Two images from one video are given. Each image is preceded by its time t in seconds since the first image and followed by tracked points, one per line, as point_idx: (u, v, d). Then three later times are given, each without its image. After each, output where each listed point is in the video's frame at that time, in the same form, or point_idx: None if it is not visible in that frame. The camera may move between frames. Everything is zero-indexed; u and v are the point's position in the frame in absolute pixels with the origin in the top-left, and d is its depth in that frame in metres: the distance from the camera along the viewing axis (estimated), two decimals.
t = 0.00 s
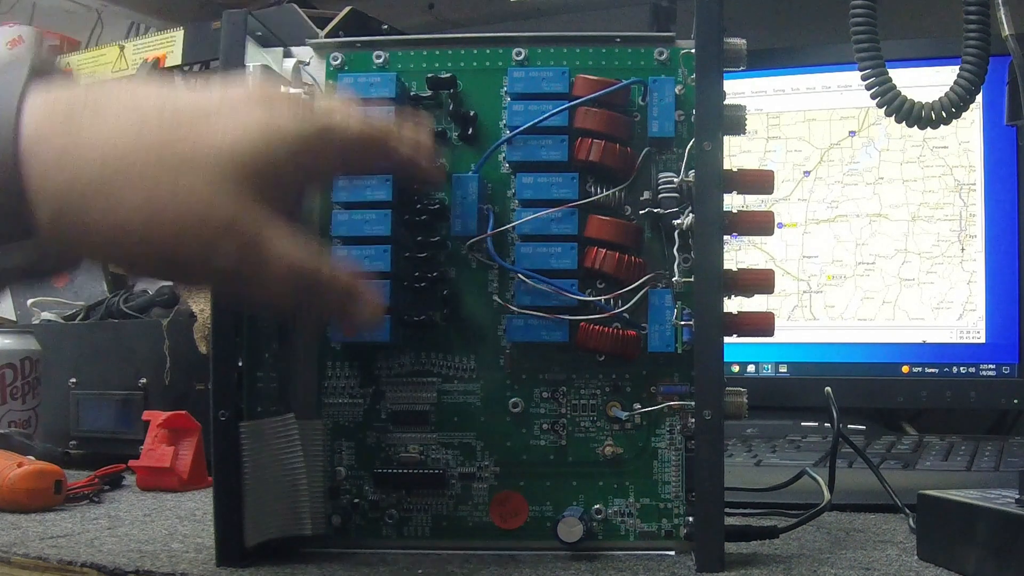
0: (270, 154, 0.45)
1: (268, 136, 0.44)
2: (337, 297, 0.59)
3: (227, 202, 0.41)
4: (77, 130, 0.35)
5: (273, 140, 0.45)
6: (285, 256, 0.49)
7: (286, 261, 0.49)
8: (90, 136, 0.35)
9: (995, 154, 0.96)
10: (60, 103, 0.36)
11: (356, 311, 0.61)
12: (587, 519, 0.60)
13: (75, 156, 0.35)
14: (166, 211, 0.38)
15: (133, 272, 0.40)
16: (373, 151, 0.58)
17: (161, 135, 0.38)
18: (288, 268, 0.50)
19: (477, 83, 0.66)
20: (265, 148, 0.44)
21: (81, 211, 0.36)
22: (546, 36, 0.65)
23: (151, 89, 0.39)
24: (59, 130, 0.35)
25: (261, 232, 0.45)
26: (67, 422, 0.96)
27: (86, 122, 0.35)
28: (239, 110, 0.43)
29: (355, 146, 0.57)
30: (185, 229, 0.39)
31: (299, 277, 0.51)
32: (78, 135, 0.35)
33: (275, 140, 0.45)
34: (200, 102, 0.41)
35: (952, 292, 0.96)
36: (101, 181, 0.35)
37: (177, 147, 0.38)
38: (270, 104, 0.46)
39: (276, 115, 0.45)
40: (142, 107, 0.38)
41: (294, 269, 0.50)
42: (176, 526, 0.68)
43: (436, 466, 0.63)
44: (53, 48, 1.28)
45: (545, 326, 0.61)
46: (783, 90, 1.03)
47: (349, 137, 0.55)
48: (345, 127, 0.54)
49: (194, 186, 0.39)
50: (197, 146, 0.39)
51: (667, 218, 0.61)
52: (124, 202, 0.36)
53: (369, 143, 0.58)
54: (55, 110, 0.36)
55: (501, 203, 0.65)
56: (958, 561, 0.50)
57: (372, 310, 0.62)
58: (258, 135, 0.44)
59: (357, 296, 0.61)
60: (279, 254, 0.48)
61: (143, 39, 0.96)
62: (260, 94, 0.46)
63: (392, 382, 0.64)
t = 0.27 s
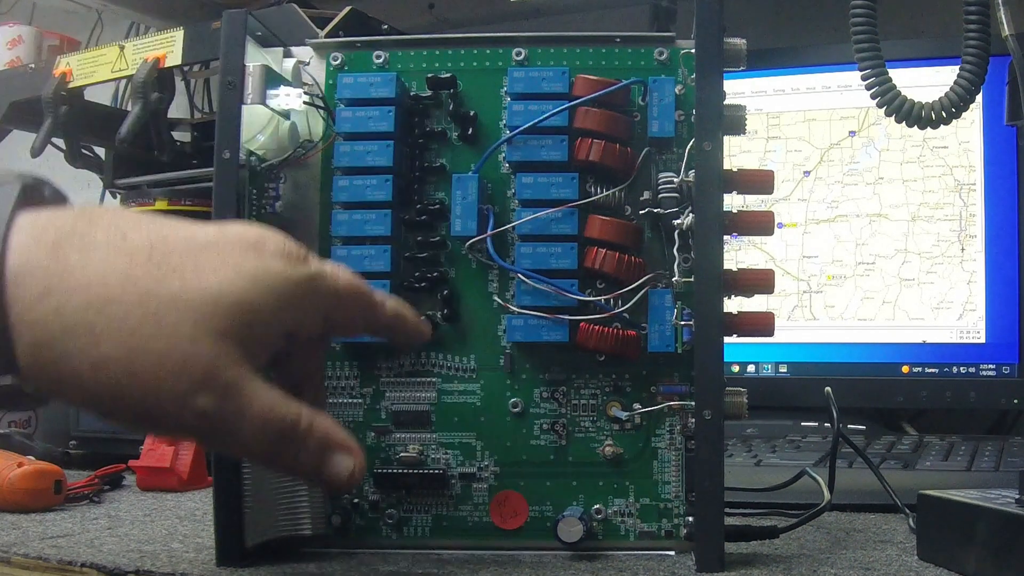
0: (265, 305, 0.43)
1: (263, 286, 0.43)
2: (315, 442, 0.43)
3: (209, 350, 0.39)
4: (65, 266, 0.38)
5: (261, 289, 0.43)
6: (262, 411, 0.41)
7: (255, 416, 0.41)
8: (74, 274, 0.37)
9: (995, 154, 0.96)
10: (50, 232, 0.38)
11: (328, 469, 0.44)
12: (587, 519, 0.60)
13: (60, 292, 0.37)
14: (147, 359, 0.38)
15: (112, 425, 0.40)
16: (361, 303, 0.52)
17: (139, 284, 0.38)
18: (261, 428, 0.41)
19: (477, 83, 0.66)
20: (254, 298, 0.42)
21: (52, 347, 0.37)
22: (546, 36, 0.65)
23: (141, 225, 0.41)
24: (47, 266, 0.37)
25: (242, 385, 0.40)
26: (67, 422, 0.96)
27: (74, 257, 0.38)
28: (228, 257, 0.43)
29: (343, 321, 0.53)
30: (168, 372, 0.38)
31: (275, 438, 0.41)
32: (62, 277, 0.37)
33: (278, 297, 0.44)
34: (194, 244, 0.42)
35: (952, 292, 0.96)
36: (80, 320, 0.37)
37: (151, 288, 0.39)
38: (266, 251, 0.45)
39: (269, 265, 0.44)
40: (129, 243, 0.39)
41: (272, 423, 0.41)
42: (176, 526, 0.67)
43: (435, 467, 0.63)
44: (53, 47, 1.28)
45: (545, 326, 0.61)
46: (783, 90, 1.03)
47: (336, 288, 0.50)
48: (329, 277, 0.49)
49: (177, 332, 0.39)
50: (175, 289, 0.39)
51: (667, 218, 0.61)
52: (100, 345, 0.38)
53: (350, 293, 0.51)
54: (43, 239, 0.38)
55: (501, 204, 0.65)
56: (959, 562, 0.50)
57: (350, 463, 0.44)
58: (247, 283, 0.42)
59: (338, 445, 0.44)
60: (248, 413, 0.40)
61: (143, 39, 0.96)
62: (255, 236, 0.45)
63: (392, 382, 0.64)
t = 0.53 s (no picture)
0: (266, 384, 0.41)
1: (265, 369, 0.41)
2: (300, 536, 0.40)
3: (199, 430, 0.38)
4: (67, 336, 0.39)
5: (261, 371, 0.41)
6: (250, 498, 0.39)
7: (242, 508, 0.38)
8: (73, 347, 0.39)
9: (995, 154, 0.96)
10: (57, 301, 0.40)
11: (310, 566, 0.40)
12: (587, 518, 0.60)
13: (61, 357, 0.38)
14: (137, 435, 0.38)
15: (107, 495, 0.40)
16: (375, 400, 0.47)
17: (137, 359, 0.39)
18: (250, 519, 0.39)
19: (477, 83, 0.66)
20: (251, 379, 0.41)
21: (45, 414, 0.38)
22: (546, 36, 0.65)
23: (148, 298, 0.42)
24: (49, 337, 0.39)
25: (231, 470, 0.39)
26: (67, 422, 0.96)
27: (77, 327, 0.39)
28: (234, 333, 0.42)
29: (359, 426, 0.48)
30: (156, 451, 0.38)
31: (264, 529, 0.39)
32: (61, 345, 0.39)
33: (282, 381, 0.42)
34: (199, 321, 0.42)
35: (952, 292, 0.96)
36: (74, 390, 0.38)
37: (147, 362, 0.39)
38: (274, 331, 0.44)
39: (274, 347, 0.42)
40: (134, 314, 0.41)
41: (261, 515, 0.39)
42: (176, 527, 0.67)
43: (435, 467, 0.63)
44: (53, 47, 1.28)
45: (544, 326, 0.61)
46: (783, 90, 1.03)
47: (349, 382, 0.45)
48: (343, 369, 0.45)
49: (167, 408, 0.38)
50: (171, 366, 0.39)
51: (667, 217, 0.61)
52: (90, 415, 0.38)
53: (366, 392, 0.46)
54: (48, 307, 0.40)
55: (501, 204, 0.65)
56: (959, 562, 0.50)
57: (336, 560, 0.40)
58: (247, 364, 0.41)
59: (325, 540, 0.40)
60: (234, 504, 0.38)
61: (143, 39, 0.96)
62: (264, 315, 0.44)
63: (392, 382, 0.64)
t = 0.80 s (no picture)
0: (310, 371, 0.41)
1: (309, 357, 0.41)
2: (354, 525, 0.40)
3: (244, 424, 0.38)
4: (109, 331, 0.38)
5: (306, 360, 0.41)
6: (302, 488, 0.39)
7: (293, 496, 0.39)
8: (115, 341, 0.37)
9: (995, 154, 0.96)
10: (96, 294, 0.40)
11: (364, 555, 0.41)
12: (587, 518, 0.60)
13: (101, 353, 0.37)
14: (183, 431, 0.37)
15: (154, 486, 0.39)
16: (425, 378, 0.46)
17: (180, 350, 0.38)
18: (301, 510, 0.39)
19: (477, 83, 0.66)
20: (295, 367, 0.40)
21: (91, 409, 0.37)
22: (546, 36, 0.65)
23: (189, 287, 0.41)
24: (89, 332, 0.38)
25: (283, 460, 0.39)
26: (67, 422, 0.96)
27: (117, 321, 0.38)
28: (277, 321, 0.41)
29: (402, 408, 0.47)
30: (206, 447, 0.37)
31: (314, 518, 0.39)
32: (102, 339, 0.38)
33: (327, 367, 0.42)
34: (239, 309, 0.41)
35: (952, 292, 0.96)
36: (116, 385, 0.37)
37: (191, 355, 0.38)
38: (317, 314, 0.43)
39: (318, 333, 0.42)
40: (174, 306, 0.39)
41: (311, 505, 0.39)
42: (176, 526, 0.67)
43: (435, 467, 0.63)
44: (53, 47, 1.28)
45: (544, 326, 0.61)
46: (783, 90, 1.03)
47: (397, 359, 0.45)
48: (390, 348, 0.45)
49: (213, 403, 0.37)
50: (214, 359, 0.38)
51: (667, 218, 0.61)
52: (136, 409, 0.37)
53: (414, 370, 0.45)
54: (88, 300, 0.39)
55: (501, 204, 0.65)
56: (959, 562, 0.50)
57: (390, 548, 0.41)
58: (290, 355, 0.40)
59: (377, 529, 0.41)
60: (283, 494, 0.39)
61: (143, 39, 0.96)
62: (305, 299, 0.43)
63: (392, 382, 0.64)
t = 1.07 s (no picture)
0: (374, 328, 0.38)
1: (369, 315, 0.37)
2: (417, 473, 0.40)
3: (309, 382, 0.35)
4: (170, 293, 0.34)
5: (368, 316, 0.37)
6: (366, 442, 0.38)
7: (354, 451, 0.37)
8: (176, 302, 0.34)
9: (995, 154, 0.96)
10: (156, 253, 0.36)
11: (424, 505, 0.40)
12: (587, 518, 0.60)
13: (162, 315, 0.34)
14: (249, 394, 0.34)
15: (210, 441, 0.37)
16: (482, 323, 0.43)
17: (242, 310, 0.34)
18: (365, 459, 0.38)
19: (478, 83, 0.66)
20: (356, 325, 0.37)
21: (153, 369, 0.34)
22: (546, 36, 0.65)
23: (247, 246, 0.37)
24: (152, 289, 0.35)
25: (342, 416, 0.37)
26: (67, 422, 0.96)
27: (178, 283, 0.34)
28: (337, 280, 0.37)
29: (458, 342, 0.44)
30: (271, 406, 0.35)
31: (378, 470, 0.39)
32: (166, 301, 0.34)
33: (390, 321, 0.39)
34: (297, 265, 0.37)
35: (952, 292, 0.96)
36: (179, 346, 0.33)
37: (255, 316, 0.34)
38: (371, 271, 0.39)
39: (373, 289, 0.38)
40: (235, 265, 0.35)
41: (374, 459, 0.38)
42: (176, 526, 0.68)
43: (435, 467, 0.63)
44: (53, 47, 1.28)
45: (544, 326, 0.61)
46: (783, 90, 1.03)
47: (453, 307, 0.42)
48: (446, 294, 0.41)
49: (275, 361, 0.34)
50: (280, 319, 0.35)
51: (667, 218, 0.61)
52: (201, 371, 0.33)
53: (468, 311, 0.42)
54: (148, 261, 0.36)
55: (501, 204, 0.65)
56: (959, 562, 0.50)
57: (449, 499, 0.41)
58: (351, 313, 0.37)
59: (435, 479, 0.41)
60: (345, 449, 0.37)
61: (143, 39, 0.96)
62: (359, 255, 0.39)
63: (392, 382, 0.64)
